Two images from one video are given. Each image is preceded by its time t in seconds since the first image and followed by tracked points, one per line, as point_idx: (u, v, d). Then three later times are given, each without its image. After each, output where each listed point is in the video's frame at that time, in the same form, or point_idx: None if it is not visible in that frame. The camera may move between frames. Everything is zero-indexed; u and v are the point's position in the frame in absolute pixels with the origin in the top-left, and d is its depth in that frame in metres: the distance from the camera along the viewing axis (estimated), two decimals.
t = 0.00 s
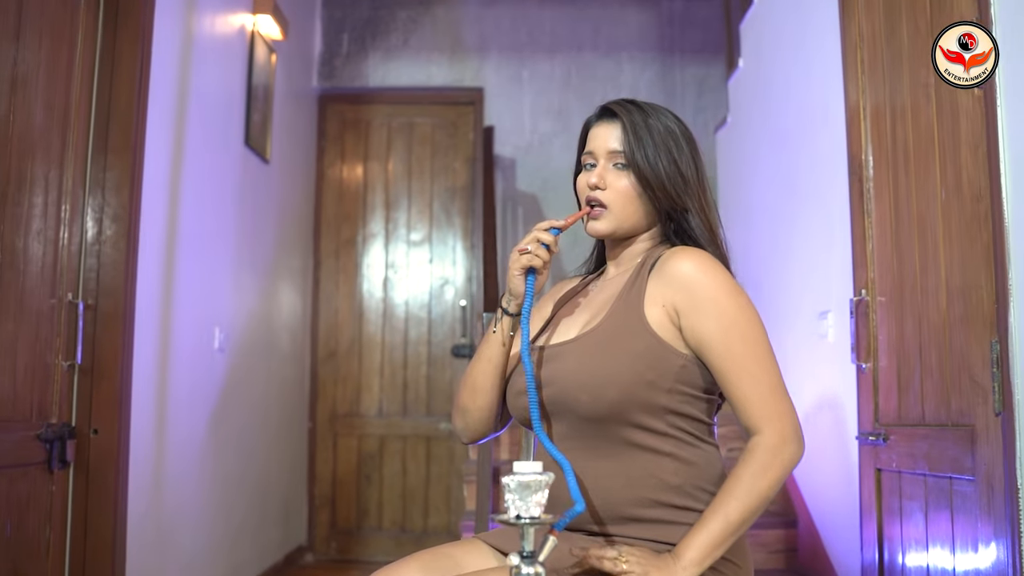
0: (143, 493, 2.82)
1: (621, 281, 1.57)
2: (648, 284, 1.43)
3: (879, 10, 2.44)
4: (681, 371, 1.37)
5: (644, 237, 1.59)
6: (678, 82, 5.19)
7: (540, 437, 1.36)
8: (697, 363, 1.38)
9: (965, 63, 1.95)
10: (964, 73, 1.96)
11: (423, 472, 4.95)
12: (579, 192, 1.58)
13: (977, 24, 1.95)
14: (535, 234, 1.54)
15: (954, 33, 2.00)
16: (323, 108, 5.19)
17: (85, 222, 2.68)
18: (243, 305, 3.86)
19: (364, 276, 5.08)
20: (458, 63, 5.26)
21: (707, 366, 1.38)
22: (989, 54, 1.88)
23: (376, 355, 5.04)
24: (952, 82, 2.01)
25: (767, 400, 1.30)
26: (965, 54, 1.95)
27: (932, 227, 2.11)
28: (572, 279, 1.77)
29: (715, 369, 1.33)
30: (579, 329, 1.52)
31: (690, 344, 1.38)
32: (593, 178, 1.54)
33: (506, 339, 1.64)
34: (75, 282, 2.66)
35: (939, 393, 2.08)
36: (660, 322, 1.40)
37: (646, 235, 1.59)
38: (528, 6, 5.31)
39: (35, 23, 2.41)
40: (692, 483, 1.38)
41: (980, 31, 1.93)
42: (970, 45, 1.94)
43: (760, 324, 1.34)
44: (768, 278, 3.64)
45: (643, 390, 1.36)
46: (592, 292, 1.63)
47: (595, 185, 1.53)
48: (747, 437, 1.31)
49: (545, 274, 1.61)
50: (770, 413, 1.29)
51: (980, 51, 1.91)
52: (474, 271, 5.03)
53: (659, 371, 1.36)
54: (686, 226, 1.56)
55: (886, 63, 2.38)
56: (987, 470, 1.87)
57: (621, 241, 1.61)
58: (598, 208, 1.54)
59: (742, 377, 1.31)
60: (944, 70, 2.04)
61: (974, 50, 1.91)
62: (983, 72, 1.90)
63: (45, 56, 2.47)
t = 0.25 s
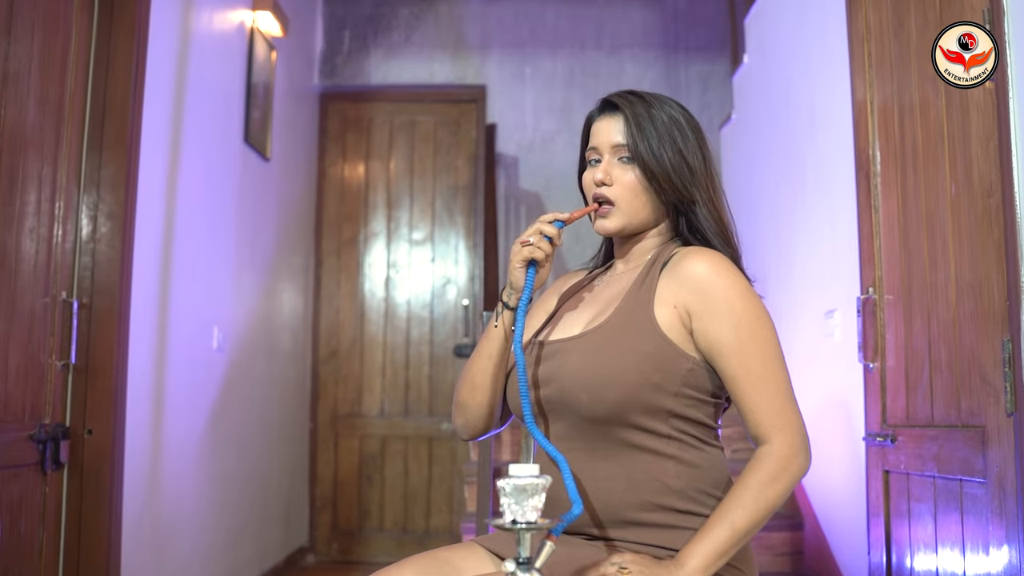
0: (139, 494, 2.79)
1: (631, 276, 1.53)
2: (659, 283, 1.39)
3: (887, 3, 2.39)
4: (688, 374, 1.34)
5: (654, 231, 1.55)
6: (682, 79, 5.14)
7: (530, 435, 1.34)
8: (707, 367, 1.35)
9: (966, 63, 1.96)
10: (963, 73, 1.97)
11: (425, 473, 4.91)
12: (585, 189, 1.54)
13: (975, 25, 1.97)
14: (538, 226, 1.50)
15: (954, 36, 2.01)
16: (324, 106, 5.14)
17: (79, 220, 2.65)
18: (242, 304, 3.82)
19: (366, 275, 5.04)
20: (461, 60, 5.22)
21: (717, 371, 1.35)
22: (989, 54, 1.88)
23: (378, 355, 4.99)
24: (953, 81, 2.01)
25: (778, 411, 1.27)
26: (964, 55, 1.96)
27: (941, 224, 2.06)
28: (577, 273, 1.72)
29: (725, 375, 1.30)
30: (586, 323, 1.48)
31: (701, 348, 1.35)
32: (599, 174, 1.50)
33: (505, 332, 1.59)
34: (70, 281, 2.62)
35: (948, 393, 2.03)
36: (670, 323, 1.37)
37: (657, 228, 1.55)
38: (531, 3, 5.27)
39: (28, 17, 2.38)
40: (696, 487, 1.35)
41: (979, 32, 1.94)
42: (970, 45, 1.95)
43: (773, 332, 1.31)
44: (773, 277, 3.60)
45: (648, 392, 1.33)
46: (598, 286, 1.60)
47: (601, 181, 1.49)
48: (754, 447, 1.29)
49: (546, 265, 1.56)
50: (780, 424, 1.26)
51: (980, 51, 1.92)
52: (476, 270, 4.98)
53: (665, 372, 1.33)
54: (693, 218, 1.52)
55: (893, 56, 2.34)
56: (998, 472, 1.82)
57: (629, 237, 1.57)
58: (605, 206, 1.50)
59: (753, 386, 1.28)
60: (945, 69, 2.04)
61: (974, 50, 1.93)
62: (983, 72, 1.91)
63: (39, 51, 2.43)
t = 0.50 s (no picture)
0: (129, 496, 2.75)
1: (634, 270, 1.49)
2: (663, 280, 1.36)
3: None
4: (690, 374, 1.31)
5: (656, 227, 1.51)
6: (683, 77, 5.09)
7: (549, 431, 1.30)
8: (709, 370, 1.32)
9: (966, 63, 1.94)
10: (964, 73, 1.96)
11: (424, 474, 4.86)
12: (586, 183, 1.50)
13: (975, 24, 1.94)
14: (537, 216, 1.47)
15: (954, 35, 1.99)
16: (322, 104, 5.10)
17: (68, 217, 2.61)
18: (237, 304, 3.78)
19: (364, 275, 5.00)
20: (460, 58, 5.17)
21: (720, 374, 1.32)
22: (988, 55, 1.86)
23: (376, 355, 4.95)
24: (952, 82, 1.99)
25: (784, 417, 1.25)
26: (964, 55, 1.95)
27: (944, 220, 2.01)
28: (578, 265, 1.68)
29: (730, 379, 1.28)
30: (586, 317, 1.44)
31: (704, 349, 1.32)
32: (598, 168, 1.46)
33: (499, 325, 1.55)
34: (59, 278, 2.58)
35: (952, 391, 1.99)
36: (674, 322, 1.33)
37: (660, 222, 1.50)
38: None
39: (14, 9, 2.33)
40: (694, 489, 1.31)
41: (978, 31, 1.92)
42: (969, 46, 1.94)
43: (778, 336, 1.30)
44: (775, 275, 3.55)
45: (647, 391, 1.30)
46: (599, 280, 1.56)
47: (601, 175, 1.45)
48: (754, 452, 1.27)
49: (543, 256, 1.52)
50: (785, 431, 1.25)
51: (979, 51, 1.90)
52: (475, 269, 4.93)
53: (665, 372, 1.30)
54: (695, 212, 1.47)
55: (897, 49, 2.29)
56: (1004, 474, 1.78)
57: (631, 232, 1.53)
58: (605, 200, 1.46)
59: (759, 391, 1.26)
60: (944, 69, 2.02)
61: (973, 50, 1.91)
62: (982, 73, 1.90)
63: (26, 45, 2.39)
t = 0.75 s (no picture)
0: (117, 497, 2.71)
1: (635, 268, 1.45)
2: (664, 279, 1.32)
3: None
4: (690, 377, 1.26)
5: (656, 222, 1.46)
6: (682, 74, 5.05)
7: (539, 430, 1.26)
8: (709, 373, 1.28)
9: (966, 63, 1.89)
10: (963, 73, 1.91)
11: (420, 475, 4.82)
12: (584, 177, 1.46)
13: (975, 24, 1.90)
14: (533, 210, 1.42)
15: (953, 35, 1.95)
16: (318, 101, 5.05)
17: (55, 214, 2.56)
18: (230, 303, 3.74)
19: (360, 274, 4.96)
20: (457, 55, 5.12)
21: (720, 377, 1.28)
22: (989, 54, 1.82)
23: (372, 355, 4.91)
24: (952, 82, 1.95)
25: (786, 426, 1.21)
26: (964, 55, 1.90)
27: (947, 216, 1.97)
28: (574, 259, 1.64)
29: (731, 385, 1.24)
30: (584, 314, 1.40)
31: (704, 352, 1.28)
32: (596, 161, 1.41)
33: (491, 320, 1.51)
34: (45, 276, 2.54)
35: (954, 391, 1.94)
36: (675, 324, 1.29)
37: (661, 217, 1.46)
38: None
39: None
40: (689, 492, 1.27)
41: (979, 31, 1.87)
42: (970, 45, 1.89)
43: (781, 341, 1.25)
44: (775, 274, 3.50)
45: (644, 393, 1.26)
46: (597, 276, 1.52)
47: (599, 168, 1.41)
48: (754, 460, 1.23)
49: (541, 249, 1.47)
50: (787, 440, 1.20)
51: (980, 50, 1.86)
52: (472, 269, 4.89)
53: (664, 373, 1.26)
54: (696, 205, 1.43)
55: (897, 43, 2.25)
56: (1008, 476, 1.73)
57: (631, 227, 1.49)
58: (603, 193, 1.42)
59: (760, 399, 1.22)
60: (944, 69, 1.97)
61: (973, 50, 1.86)
62: (984, 72, 1.85)
63: (10, 37, 2.34)
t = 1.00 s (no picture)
0: (106, 500, 2.66)
1: (639, 270, 1.40)
2: (672, 285, 1.28)
3: None
4: (693, 387, 1.23)
5: (657, 222, 1.42)
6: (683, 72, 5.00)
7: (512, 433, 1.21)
8: (713, 384, 1.24)
9: (966, 63, 1.86)
10: (964, 72, 1.88)
11: (418, 477, 4.77)
12: (585, 176, 1.42)
13: (976, 24, 1.87)
14: (535, 206, 1.38)
15: (955, 34, 1.92)
16: (315, 100, 5.01)
17: (44, 213, 2.52)
18: (225, 304, 3.69)
19: (358, 274, 4.91)
20: (455, 53, 5.08)
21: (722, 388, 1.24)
22: (989, 54, 1.79)
23: (370, 356, 4.86)
24: (952, 82, 1.92)
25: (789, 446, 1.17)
26: (964, 54, 1.87)
27: (951, 216, 1.92)
28: (574, 255, 1.59)
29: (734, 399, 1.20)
30: (584, 315, 1.36)
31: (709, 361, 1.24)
32: (598, 156, 1.37)
33: (486, 317, 1.48)
34: (33, 276, 2.49)
35: (959, 395, 1.90)
36: (680, 331, 1.24)
37: (663, 217, 1.42)
38: None
39: None
40: (686, 500, 1.23)
41: (979, 31, 1.84)
42: (969, 45, 1.86)
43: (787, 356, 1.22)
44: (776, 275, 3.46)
45: (645, 401, 1.22)
46: (598, 275, 1.47)
47: (601, 164, 1.37)
48: (753, 478, 1.19)
49: (539, 245, 1.43)
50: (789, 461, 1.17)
51: (980, 50, 1.82)
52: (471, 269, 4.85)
53: (666, 382, 1.22)
54: (698, 200, 1.40)
55: (900, 39, 2.20)
56: (1014, 482, 1.69)
57: (633, 226, 1.44)
58: (604, 189, 1.37)
59: (765, 416, 1.18)
60: (944, 69, 1.94)
61: (974, 50, 1.83)
62: (984, 73, 1.82)
63: None
